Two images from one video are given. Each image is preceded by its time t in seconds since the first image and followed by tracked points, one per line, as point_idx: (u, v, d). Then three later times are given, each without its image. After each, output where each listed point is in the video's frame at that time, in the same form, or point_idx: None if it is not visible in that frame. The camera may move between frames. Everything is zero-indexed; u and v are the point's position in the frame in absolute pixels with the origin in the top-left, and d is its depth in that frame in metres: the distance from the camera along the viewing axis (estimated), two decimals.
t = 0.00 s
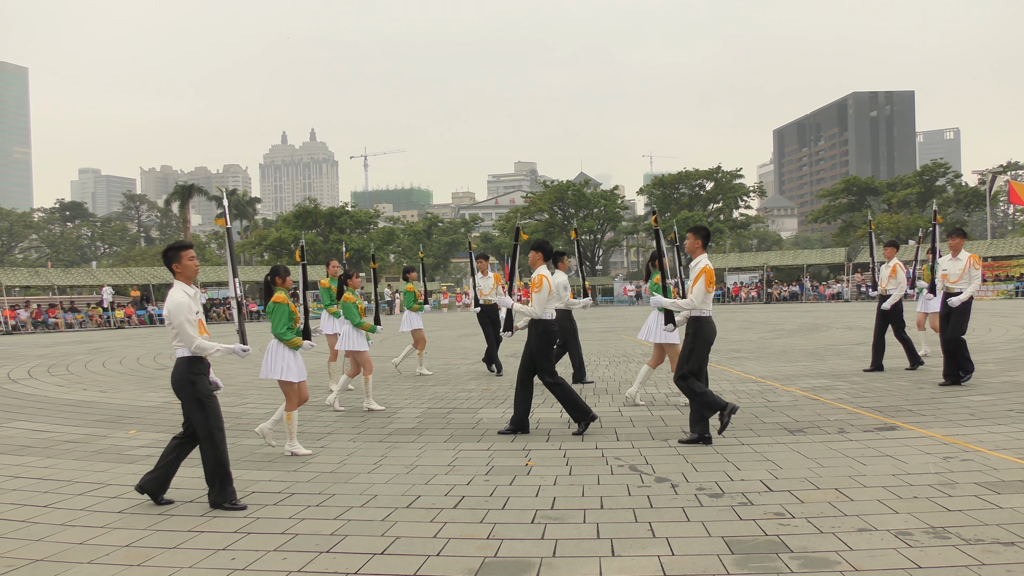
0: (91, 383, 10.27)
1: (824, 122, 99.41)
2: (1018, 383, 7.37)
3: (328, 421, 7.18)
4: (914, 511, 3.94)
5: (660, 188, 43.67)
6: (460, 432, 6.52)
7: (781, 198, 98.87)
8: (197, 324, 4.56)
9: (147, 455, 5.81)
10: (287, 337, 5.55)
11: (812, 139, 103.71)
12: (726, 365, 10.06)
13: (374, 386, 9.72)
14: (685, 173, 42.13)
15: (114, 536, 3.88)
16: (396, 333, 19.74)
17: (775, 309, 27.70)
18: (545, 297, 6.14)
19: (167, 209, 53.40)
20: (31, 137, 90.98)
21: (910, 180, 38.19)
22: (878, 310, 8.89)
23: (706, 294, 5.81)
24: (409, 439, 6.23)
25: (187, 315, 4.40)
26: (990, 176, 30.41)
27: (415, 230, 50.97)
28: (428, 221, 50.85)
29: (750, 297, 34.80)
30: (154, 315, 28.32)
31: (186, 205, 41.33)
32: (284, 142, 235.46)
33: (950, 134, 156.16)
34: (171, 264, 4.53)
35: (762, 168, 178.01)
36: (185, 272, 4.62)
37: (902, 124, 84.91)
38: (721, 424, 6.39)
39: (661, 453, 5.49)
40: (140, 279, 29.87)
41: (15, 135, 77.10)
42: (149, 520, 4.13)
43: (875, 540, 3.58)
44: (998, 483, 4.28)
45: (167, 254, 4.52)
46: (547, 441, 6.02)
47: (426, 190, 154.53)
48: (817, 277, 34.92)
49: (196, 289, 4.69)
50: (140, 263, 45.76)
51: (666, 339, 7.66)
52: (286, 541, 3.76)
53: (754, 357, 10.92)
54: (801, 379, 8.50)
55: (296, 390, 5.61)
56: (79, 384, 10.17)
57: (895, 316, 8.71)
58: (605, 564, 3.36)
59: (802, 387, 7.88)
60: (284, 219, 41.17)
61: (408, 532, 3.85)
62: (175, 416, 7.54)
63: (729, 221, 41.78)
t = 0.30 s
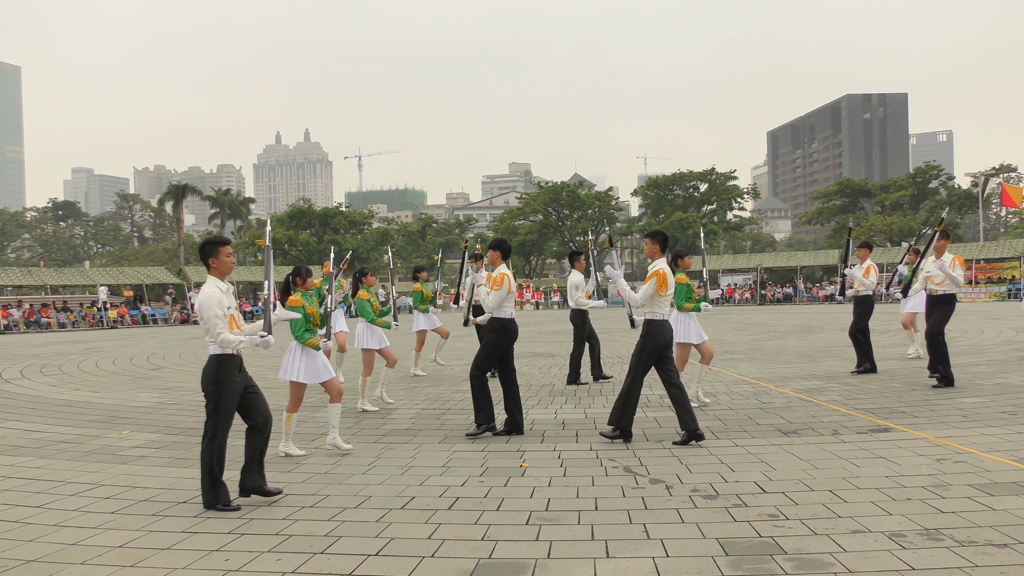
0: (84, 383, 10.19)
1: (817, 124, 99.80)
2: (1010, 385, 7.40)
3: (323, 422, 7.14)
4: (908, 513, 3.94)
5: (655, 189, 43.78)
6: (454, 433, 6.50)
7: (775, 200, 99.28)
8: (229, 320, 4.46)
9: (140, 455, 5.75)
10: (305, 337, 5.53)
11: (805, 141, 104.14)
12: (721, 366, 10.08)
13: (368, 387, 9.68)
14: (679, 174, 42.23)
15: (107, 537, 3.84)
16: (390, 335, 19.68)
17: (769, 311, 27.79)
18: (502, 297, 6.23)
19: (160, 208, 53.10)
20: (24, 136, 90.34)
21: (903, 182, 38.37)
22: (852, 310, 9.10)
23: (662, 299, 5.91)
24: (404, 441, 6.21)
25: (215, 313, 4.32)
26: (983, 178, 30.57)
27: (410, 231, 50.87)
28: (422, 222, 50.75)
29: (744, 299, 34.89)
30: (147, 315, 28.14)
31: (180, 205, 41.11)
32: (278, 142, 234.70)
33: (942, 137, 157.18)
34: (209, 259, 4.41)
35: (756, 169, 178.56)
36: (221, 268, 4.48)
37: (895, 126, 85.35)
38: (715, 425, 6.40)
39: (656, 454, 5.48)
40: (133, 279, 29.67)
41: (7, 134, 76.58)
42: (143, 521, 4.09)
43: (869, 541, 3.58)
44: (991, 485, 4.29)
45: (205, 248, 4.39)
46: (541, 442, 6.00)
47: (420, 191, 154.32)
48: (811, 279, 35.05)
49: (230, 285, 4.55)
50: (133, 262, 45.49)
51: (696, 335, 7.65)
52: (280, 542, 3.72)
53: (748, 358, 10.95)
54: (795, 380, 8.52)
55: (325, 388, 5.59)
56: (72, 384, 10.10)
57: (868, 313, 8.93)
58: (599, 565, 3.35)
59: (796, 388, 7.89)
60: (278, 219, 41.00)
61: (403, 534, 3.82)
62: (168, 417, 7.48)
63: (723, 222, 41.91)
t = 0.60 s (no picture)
0: (80, 384, 10.13)
1: (813, 127, 100.08)
2: (1006, 389, 7.40)
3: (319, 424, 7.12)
4: (903, 516, 3.95)
5: (651, 192, 43.84)
6: (450, 435, 6.47)
7: (771, 203, 99.61)
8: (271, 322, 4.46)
9: (136, 457, 5.72)
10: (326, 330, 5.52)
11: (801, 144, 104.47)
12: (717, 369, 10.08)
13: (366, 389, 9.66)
14: (675, 177, 42.27)
15: (104, 538, 3.82)
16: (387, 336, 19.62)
17: (765, 314, 27.81)
18: (458, 304, 6.16)
19: (156, 209, 52.95)
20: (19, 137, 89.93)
21: (899, 185, 38.48)
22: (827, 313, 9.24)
23: (615, 299, 6.04)
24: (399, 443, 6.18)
25: (254, 312, 4.34)
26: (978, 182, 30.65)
27: (406, 232, 50.81)
28: (418, 223, 50.69)
29: (740, 301, 34.95)
30: (142, 316, 28.03)
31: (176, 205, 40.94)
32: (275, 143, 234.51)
33: (938, 140, 157.40)
34: (253, 261, 4.47)
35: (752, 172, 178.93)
36: (264, 271, 4.52)
37: (890, 130, 85.75)
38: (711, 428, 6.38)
39: (652, 457, 5.47)
40: (129, 280, 29.56)
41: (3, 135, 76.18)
42: (139, 522, 4.07)
43: (864, 544, 3.58)
44: (986, 488, 4.30)
45: (250, 251, 4.47)
46: (537, 445, 5.99)
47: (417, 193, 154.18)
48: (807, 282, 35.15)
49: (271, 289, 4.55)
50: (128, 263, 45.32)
51: (724, 338, 7.46)
52: (276, 544, 3.70)
53: (744, 361, 10.96)
54: (791, 383, 8.52)
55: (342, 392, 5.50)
56: (67, 386, 10.03)
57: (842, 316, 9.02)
58: (595, 567, 3.35)
59: (792, 391, 7.90)
60: (274, 221, 40.91)
61: (398, 535, 3.81)
62: (165, 418, 7.45)
63: (719, 225, 41.97)
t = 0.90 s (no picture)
0: (74, 385, 10.07)
1: (809, 129, 100.38)
2: (1000, 391, 7.44)
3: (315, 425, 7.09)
4: (899, 517, 3.95)
5: (647, 193, 43.92)
6: (446, 436, 6.46)
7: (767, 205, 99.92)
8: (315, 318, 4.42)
9: (131, 458, 5.68)
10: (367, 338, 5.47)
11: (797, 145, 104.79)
12: (713, 370, 10.10)
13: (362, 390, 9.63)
14: (671, 179, 42.30)
15: (99, 539, 3.79)
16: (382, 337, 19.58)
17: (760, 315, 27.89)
18: (416, 302, 6.41)
19: (152, 210, 52.75)
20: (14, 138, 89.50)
21: (894, 187, 38.62)
22: (799, 314, 9.48)
23: (578, 301, 6.10)
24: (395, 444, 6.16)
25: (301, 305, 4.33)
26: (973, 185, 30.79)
27: (402, 233, 50.76)
28: (414, 224, 50.66)
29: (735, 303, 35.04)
30: (137, 317, 27.93)
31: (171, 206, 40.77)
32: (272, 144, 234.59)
33: (933, 142, 158.06)
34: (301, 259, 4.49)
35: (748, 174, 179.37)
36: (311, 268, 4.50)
37: (885, 133, 86.19)
38: (707, 429, 6.38)
39: (648, 458, 5.47)
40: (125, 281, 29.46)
41: None
42: (134, 524, 4.04)
43: (860, 546, 3.58)
44: (982, 489, 4.31)
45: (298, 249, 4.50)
46: (533, 445, 5.98)
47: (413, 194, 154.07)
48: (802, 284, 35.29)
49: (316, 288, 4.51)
50: (123, 264, 45.14)
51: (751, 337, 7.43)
52: (272, 545, 3.68)
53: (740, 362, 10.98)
54: (787, 385, 8.53)
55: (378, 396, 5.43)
56: (62, 386, 9.96)
57: (820, 321, 9.25)
58: (591, 569, 3.34)
59: (788, 393, 7.91)
60: (270, 222, 40.84)
61: (395, 537, 3.79)
62: (160, 418, 7.42)
63: (715, 227, 42.08)
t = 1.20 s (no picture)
0: (70, 386, 10.03)
1: (805, 129, 100.61)
2: (996, 391, 7.46)
3: (311, 426, 7.07)
4: (895, 517, 3.96)
5: (643, 194, 43.98)
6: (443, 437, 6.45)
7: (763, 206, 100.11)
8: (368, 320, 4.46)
9: (128, 459, 5.66)
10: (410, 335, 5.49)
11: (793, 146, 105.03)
12: (710, 371, 10.10)
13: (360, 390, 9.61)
14: (667, 179, 42.32)
15: (95, 541, 3.77)
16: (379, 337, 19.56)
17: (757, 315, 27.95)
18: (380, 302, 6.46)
19: (148, 211, 52.59)
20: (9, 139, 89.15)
21: (890, 188, 38.73)
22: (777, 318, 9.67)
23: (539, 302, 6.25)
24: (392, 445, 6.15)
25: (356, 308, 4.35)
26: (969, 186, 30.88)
27: (398, 234, 50.73)
28: (411, 225, 50.63)
29: (732, 303, 35.13)
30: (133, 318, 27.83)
31: (167, 207, 40.61)
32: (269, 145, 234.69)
33: (929, 142, 158.49)
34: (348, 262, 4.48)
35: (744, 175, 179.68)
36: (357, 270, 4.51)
37: (881, 134, 86.39)
38: (704, 429, 6.39)
39: (644, 458, 5.47)
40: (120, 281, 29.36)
41: None
42: (130, 525, 4.02)
43: (856, 546, 3.59)
44: (978, 490, 4.32)
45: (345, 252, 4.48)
46: (530, 446, 5.98)
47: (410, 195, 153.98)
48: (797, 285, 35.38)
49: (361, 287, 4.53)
50: (119, 265, 44.96)
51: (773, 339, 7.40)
52: (269, 546, 3.67)
53: (737, 362, 11.00)
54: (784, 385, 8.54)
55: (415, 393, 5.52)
56: (57, 388, 9.92)
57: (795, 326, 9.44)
58: (588, 569, 3.33)
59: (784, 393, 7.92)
60: (266, 223, 40.79)
61: (392, 537, 3.78)
62: (156, 420, 7.38)
63: (711, 227, 42.18)
